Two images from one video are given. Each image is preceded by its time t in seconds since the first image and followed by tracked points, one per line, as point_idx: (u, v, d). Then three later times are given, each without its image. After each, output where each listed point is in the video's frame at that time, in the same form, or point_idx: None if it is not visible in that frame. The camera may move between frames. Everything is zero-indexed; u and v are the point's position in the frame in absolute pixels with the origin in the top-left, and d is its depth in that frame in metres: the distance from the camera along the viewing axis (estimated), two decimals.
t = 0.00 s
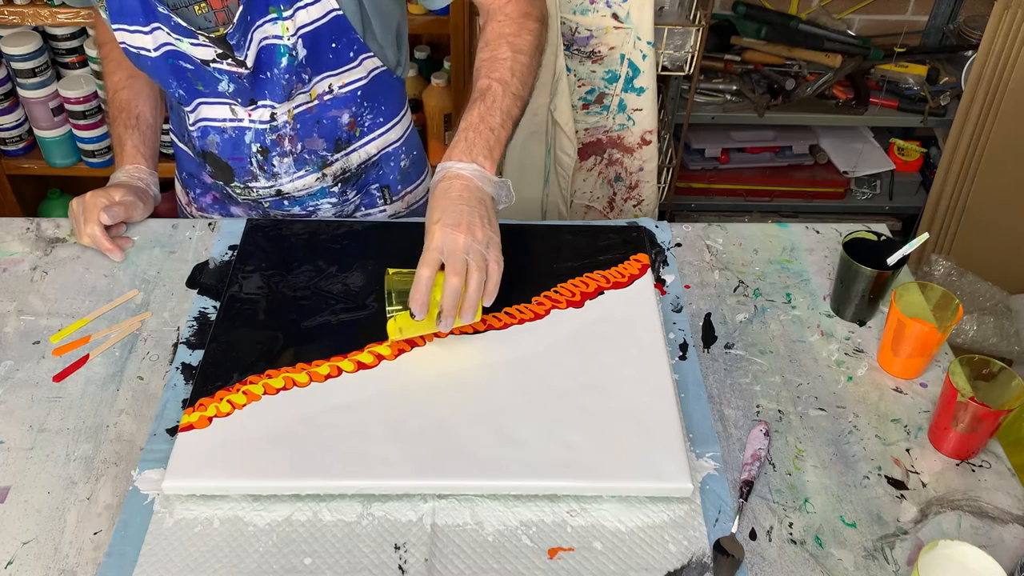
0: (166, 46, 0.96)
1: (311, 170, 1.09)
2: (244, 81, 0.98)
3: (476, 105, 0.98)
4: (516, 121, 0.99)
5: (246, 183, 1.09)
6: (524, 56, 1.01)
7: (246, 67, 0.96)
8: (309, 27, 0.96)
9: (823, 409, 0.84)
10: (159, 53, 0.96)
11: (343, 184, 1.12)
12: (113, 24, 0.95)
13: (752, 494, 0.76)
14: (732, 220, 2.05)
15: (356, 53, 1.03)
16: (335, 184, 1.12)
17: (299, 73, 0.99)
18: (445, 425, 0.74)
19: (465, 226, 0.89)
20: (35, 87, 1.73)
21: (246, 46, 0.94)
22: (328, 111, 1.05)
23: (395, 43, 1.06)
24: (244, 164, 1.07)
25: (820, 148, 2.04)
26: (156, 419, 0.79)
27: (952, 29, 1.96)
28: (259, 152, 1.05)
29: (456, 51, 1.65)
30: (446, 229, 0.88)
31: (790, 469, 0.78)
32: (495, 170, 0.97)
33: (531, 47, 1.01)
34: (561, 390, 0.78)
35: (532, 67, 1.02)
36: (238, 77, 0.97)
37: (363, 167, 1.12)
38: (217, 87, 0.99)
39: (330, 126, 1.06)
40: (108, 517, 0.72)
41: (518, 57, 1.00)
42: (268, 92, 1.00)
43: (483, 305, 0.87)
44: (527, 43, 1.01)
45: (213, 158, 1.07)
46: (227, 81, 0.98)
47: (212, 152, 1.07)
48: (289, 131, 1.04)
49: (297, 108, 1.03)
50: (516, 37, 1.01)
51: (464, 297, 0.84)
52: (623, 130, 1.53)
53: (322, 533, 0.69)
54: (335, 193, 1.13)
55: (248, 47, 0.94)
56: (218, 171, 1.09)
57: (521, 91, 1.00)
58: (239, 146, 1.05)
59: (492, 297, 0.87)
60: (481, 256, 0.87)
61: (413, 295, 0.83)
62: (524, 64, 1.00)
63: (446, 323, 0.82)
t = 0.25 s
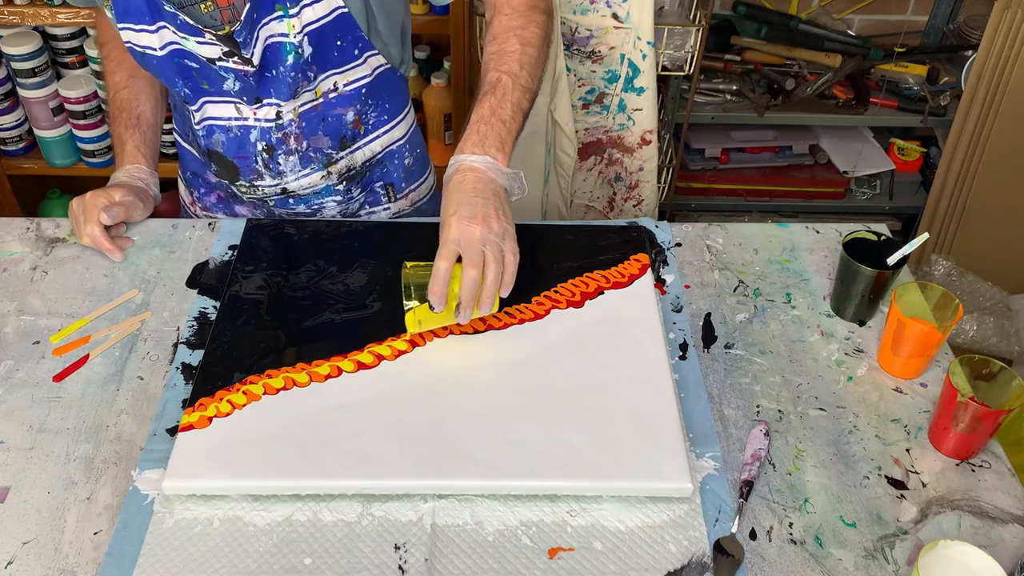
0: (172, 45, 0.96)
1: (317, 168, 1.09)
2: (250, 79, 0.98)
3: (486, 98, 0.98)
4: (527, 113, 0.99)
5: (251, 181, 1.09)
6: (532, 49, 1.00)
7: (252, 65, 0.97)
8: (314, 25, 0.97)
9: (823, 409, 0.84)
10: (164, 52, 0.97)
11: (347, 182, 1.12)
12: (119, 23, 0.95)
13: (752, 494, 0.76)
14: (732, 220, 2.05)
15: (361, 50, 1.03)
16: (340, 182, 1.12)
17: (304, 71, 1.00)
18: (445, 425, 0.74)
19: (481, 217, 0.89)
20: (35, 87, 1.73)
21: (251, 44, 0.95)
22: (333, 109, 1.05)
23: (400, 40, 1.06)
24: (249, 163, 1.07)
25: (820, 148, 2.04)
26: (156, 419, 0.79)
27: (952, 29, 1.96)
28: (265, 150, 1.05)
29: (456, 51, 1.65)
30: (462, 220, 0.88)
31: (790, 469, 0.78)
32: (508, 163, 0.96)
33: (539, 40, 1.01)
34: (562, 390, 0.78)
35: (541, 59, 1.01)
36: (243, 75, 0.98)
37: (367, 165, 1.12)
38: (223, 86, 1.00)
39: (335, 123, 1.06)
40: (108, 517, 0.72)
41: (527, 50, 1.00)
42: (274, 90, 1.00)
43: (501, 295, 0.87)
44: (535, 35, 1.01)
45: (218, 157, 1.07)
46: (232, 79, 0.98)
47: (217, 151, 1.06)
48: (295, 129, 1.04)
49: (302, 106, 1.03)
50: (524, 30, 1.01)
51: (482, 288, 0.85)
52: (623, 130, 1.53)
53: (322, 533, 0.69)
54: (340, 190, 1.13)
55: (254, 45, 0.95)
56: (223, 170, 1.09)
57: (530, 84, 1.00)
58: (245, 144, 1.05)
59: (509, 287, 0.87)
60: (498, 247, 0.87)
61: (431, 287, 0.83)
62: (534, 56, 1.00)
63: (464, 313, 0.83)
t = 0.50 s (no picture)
0: (176, 44, 0.96)
1: (320, 167, 1.09)
2: (254, 78, 0.98)
3: (496, 92, 0.98)
4: (536, 107, 1.00)
5: (254, 180, 1.09)
6: (539, 43, 1.01)
7: (256, 63, 0.96)
8: (318, 24, 0.97)
9: (823, 409, 0.84)
10: (168, 50, 0.97)
11: (350, 180, 1.12)
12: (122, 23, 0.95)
13: (752, 494, 0.76)
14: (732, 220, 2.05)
15: (365, 49, 1.03)
16: (343, 181, 1.12)
17: (308, 70, 1.00)
18: (445, 426, 0.74)
19: (496, 211, 0.89)
20: (35, 87, 1.73)
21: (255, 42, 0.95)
22: (337, 107, 1.05)
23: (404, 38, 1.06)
24: (252, 162, 1.07)
25: (820, 148, 2.04)
26: (156, 419, 0.79)
27: (952, 28, 1.96)
28: (268, 149, 1.05)
29: (456, 51, 1.65)
30: (478, 214, 0.88)
31: (790, 469, 0.78)
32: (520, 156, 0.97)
33: (545, 34, 1.02)
34: (562, 390, 0.78)
35: (547, 53, 1.02)
36: (248, 74, 0.98)
37: (370, 164, 1.12)
38: (226, 85, 0.99)
39: (338, 122, 1.06)
40: (108, 517, 0.72)
41: (534, 44, 1.00)
42: (277, 89, 1.00)
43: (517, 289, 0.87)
44: (541, 30, 1.01)
45: (222, 156, 1.07)
46: (237, 78, 0.98)
47: (220, 149, 1.06)
48: (298, 128, 1.04)
49: (306, 105, 1.03)
50: (531, 24, 1.01)
51: (500, 281, 0.85)
52: (623, 130, 1.53)
53: (322, 533, 0.69)
54: (343, 189, 1.13)
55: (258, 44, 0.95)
56: (227, 168, 1.09)
57: (538, 77, 1.00)
58: (248, 143, 1.05)
59: (525, 281, 0.87)
60: (513, 240, 0.87)
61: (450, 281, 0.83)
62: (541, 50, 1.01)
63: (482, 306, 0.84)
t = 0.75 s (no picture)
0: (180, 43, 0.96)
1: (323, 166, 1.09)
2: (258, 77, 0.98)
3: (506, 87, 0.98)
4: (546, 101, 1.00)
5: (258, 180, 1.09)
6: (547, 38, 1.01)
7: (261, 63, 0.97)
8: (323, 22, 0.97)
9: (823, 409, 0.84)
10: (172, 49, 0.97)
11: (354, 180, 1.12)
12: (128, 20, 0.95)
13: (752, 494, 0.76)
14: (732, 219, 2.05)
15: (368, 48, 1.03)
16: (346, 180, 1.11)
17: (312, 69, 1.00)
18: (445, 426, 0.74)
19: (511, 205, 0.89)
20: (35, 87, 1.73)
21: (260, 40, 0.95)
22: (341, 106, 1.05)
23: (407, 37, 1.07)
24: (256, 162, 1.07)
25: (820, 148, 2.04)
26: (156, 419, 0.79)
27: (952, 28, 1.96)
28: (272, 149, 1.05)
29: (456, 51, 1.65)
30: (493, 209, 0.88)
31: (791, 469, 0.78)
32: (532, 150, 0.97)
33: (552, 30, 1.02)
34: (562, 390, 0.78)
35: (555, 49, 1.02)
36: (252, 73, 0.98)
37: (373, 163, 1.13)
38: (230, 84, 0.99)
39: (341, 121, 1.06)
40: (108, 517, 0.72)
41: (542, 39, 1.01)
42: (281, 88, 1.00)
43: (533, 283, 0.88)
44: (548, 25, 1.02)
45: (225, 155, 1.07)
46: (240, 77, 0.98)
47: (223, 149, 1.06)
48: (302, 127, 1.04)
49: (310, 105, 1.03)
50: (538, 19, 1.01)
51: (517, 275, 0.85)
52: (623, 130, 1.53)
53: (322, 533, 0.69)
54: (346, 188, 1.12)
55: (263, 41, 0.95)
56: (230, 168, 1.09)
57: (547, 72, 1.01)
58: (252, 143, 1.05)
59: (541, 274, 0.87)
60: (529, 234, 0.87)
61: (468, 275, 0.83)
62: (549, 45, 1.01)
63: (500, 301, 0.85)
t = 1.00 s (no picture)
0: (185, 42, 0.96)
1: (327, 165, 1.09)
2: (263, 76, 0.98)
3: (514, 83, 0.98)
4: (553, 97, 1.00)
5: (262, 180, 1.09)
6: (553, 33, 1.01)
7: (265, 62, 0.97)
8: (327, 22, 0.98)
9: (823, 409, 0.84)
10: (176, 48, 0.96)
11: (357, 179, 1.12)
12: (131, 20, 0.95)
13: (752, 494, 0.76)
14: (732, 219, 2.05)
15: (372, 47, 1.03)
16: (350, 179, 1.11)
17: (316, 68, 1.00)
18: (445, 426, 0.74)
19: (522, 200, 0.90)
20: (35, 87, 1.73)
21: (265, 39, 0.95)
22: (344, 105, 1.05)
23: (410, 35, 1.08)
24: (260, 161, 1.07)
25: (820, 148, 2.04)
26: (156, 419, 0.79)
27: (952, 28, 1.96)
28: (276, 148, 1.05)
29: (455, 50, 1.65)
30: (504, 204, 0.89)
31: (791, 469, 0.78)
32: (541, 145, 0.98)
33: (557, 25, 1.02)
34: (562, 390, 0.78)
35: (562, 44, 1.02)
36: (256, 72, 0.98)
37: (377, 162, 1.13)
38: (234, 84, 0.99)
39: (345, 120, 1.06)
40: (108, 517, 0.72)
41: (548, 35, 1.01)
42: (285, 87, 1.00)
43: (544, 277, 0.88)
44: (554, 21, 1.02)
45: (228, 155, 1.07)
46: (245, 77, 0.98)
47: (227, 148, 1.06)
48: (307, 126, 1.04)
49: (314, 104, 1.03)
50: (544, 15, 1.01)
51: (529, 269, 0.86)
52: (623, 130, 1.53)
53: (322, 533, 0.69)
54: (350, 188, 1.12)
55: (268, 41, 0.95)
56: (234, 168, 1.09)
57: (554, 67, 1.00)
58: (256, 142, 1.05)
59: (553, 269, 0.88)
60: (540, 229, 0.88)
61: (480, 271, 0.84)
62: (555, 41, 1.01)
63: (513, 296, 0.86)
